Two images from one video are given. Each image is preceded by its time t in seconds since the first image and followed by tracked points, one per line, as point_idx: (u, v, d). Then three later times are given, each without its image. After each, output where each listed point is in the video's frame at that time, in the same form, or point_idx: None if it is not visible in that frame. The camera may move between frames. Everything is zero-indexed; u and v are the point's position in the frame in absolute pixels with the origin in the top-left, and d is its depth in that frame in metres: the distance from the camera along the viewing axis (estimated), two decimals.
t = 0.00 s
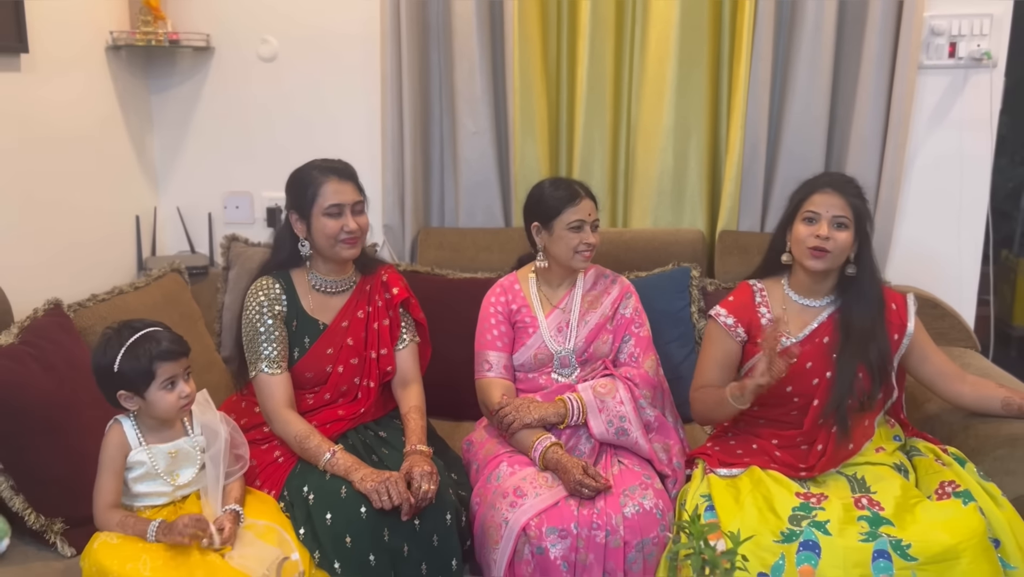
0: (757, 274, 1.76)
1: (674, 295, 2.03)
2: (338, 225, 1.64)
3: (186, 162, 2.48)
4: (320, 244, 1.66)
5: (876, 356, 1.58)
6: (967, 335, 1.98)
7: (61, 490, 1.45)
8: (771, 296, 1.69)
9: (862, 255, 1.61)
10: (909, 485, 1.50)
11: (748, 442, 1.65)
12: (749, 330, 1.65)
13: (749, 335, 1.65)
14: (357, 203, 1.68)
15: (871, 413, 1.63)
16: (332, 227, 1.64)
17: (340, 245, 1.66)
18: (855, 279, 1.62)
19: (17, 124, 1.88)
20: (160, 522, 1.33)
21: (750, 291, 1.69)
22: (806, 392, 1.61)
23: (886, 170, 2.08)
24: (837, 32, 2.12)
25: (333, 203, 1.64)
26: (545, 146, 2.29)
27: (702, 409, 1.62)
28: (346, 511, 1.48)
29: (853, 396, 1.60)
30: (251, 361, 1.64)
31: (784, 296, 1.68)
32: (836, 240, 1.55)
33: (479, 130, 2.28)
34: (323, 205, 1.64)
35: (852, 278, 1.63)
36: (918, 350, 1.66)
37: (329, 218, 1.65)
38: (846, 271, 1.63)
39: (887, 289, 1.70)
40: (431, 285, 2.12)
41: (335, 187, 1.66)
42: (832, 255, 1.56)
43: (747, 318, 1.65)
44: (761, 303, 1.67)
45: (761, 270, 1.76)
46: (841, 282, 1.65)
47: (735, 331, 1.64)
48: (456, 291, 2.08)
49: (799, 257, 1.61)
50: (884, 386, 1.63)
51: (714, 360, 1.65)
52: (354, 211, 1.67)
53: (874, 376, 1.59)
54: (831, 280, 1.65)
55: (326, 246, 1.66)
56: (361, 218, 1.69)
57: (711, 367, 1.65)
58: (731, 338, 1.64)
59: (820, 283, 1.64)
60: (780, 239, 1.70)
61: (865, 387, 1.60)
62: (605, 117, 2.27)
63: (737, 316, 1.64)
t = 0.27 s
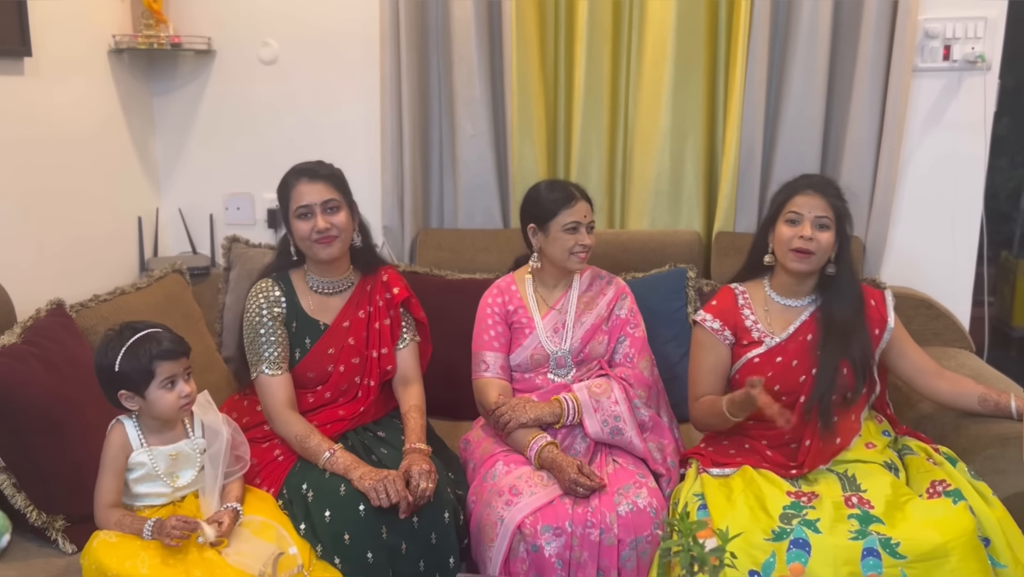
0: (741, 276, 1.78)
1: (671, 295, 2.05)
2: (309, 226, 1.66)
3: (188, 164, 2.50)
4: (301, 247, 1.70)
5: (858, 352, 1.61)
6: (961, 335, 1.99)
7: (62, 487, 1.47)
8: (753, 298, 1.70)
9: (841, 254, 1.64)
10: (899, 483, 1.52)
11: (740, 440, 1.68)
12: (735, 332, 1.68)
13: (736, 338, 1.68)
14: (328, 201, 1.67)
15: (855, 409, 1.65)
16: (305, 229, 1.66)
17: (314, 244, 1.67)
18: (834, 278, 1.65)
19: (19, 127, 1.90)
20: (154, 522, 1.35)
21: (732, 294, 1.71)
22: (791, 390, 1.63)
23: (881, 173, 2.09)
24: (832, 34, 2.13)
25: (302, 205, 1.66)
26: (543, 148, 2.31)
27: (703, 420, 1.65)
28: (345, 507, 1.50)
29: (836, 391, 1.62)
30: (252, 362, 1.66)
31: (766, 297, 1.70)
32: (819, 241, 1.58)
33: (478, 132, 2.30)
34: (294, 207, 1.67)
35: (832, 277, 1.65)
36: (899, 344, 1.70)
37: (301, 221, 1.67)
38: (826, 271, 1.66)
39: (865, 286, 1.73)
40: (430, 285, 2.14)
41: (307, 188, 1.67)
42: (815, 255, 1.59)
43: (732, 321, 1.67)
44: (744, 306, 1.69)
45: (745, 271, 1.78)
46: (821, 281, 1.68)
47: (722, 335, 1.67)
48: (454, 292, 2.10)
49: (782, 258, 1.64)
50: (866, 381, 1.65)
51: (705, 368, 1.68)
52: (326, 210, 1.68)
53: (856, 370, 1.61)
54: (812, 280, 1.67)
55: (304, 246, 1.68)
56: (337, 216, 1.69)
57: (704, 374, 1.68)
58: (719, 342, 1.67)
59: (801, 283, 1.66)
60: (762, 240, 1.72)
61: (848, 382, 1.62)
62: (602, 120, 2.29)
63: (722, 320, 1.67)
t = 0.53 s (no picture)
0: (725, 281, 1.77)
1: (665, 297, 2.04)
2: (301, 227, 1.65)
3: (183, 165, 2.51)
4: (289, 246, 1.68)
5: (843, 350, 1.60)
6: (957, 339, 1.98)
7: (49, 488, 1.48)
8: (740, 302, 1.70)
9: (823, 255, 1.63)
10: (889, 488, 1.50)
11: (730, 444, 1.67)
12: (721, 335, 1.67)
13: (722, 340, 1.66)
14: (320, 202, 1.67)
15: (844, 412, 1.63)
16: (296, 229, 1.65)
17: (306, 246, 1.66)
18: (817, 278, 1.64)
19: (13, 128, 1.91)
20: (144, 523, 1.36)
21: (720, 297, 1.70)
22: (778, 392, 1.62)
23: (877, 176, 2.08)
24: (828, 35, 2.12)
25: (296, 204, 1.66)
26: (537, 149, 2.30)
27: (685, 416, 1.63)
28: (332, 510, 1.49)
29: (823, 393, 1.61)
30: (237, 364, 1.66)
31: (753, 301, 1.70)
32: (801, 246, 1.56)
33: (472, 133, 2.29)
34: (287, 207, 1.66)
35: (815, 276, 1.65)
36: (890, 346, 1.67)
37: (293, 221, 1.66)
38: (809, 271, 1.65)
39: (854, 288, 1.72)
40: (423, 286, 2.13)
41: (298, 189, 1.67)
42: (799, 261, 1.58)
43: (718, 323, 1.67)
44: (731, 308, 1.68)
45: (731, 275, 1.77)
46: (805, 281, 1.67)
47: (707, 337, 1.66)
48: (447, 294, 2.10)
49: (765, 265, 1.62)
50: (853, 383, 1.64)
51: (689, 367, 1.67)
52: (318, 211, 1.67)
53: (843, 370, 1.61)
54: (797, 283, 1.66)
55: (294, 247, 1.67)
56: (328, 218, 1.68)
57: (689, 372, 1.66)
58: (705, 344, 1.66)
59: (787, 287, 1.66)
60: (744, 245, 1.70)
61: (835, 382, 1.61)
62: (596, 121, 2.28)
63: (708, 323, 1.66)
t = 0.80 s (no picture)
0: (734, 286, 1.74)
1: (672, 301, 2.01)
2: (301, 226, 1.65)
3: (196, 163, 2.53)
4: (288, 245, 1.69)
5: (854, 356, 1.56)
6: (973, 347, 1.93)
7: (48, 481, 1.49)
8: (749, 305, 1.66)
9: (833, 259, 1.59)
10: (893, 499, 1.47)
11: (732, 451, 1.63)
12: (729, 341, 1.63)
13: (729, 347, 1.63)
14: (320, 202, 1.67)
15: (850, 422, 1.60)
16: (296, 229, 1.65)
17: (306, 246, 1.67)
18: (827, 281, 1.60)
19: (26, 126, 1.93)
20: (138, 519, 1.37)
21: (729, 301, 1.67)
22: (787, 400, 1.58)
23: (892, 180, 2.04)
24: (843, 35, 2.07)
25: (296, 203, 1.66)
26: (547, 150, 2.28)
27: (692, 422, 1.60)
28: (326, 509, 1.49)
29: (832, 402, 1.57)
30: (234, 362, 1.67)
31: (763, 307, 1.66)
32: (808, 249, 1.53)
33: (481, 134, 2.28)
34: (287, 206, 1.66)
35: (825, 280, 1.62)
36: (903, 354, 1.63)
37: (293, 220, 1.67)
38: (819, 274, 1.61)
39: (867, 295, 1.67)
40: (428, 287, 2.13)
41: (299, 187, 1.67)
42: (807, 264, 1.54)
43: (727, 328, 1.63)
44: (739, 314, 1.64)
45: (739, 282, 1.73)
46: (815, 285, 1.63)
47: (715, 343, 1.62)
48: (452, 294, 2.09)
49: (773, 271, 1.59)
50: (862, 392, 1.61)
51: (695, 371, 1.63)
52: (318, 210, 1.67)
53: (852, 377, 1.57)
54: (807, 287, 1.62)
55: (294, 246, 1.68)
56: (328, 217, 1.69)
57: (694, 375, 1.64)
58: (712, 350, 1.62)
59: (797, 292, 1.62)
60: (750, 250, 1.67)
61: (844, 391, 1.58)
62: (606, 121, 2.26)
63: (716, 328, 1.62)
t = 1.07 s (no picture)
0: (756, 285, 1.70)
1: (690, 302, 1.99)
2: (315, 222, 1.68)
3: (221, 159, 2.57)
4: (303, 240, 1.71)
5: (879, 360, 1.53)
6: (1002, 353, 1.87)
7: (65, 468, 1.54)
8: (773, 306, 1.63)
9: (860, 259, 1.56)
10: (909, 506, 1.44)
11: (746, 455, 1.61)
12: (751, 342, 1.59)
13: (751, 348, 1.59)
14: (334, 197, 1.69)
15: (873, 428, 1.56)
16: (311, 225, 1.67)
17: (320, 241, 1.69)
18: (855, 281, 1.57)
19: (54, 121, 1.99)
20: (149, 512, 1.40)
21: (752, 300, 1.63)
22: (808, 404, 1.55)
23: (919, 181, 1.99)
24: (870, 32, 2.03)
25: (310, 199, 1.68)
26: (567, 148, 2.28)
27: (709, 422, 1.58)
28: (334, 502, 1.51)
29: (855, 407, 1.53)
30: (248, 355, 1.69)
31: (787, 308, 1.62)
32: (835, 249, 1.50)
33: (501, 131, 2.28)
34: (301, 202, 1.68)
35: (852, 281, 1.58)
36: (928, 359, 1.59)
37: (307, 215, 1.69)
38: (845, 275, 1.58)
39: (894, 299, 1.63)
40: (446, 284, 2.13)
41: (313, 183, 1.69)
42: (834, 265, 1.51)
43: (749, 329, 1.59)
44: (762, 314, 1.61)
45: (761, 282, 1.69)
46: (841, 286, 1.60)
47: (736, 343, 1.58)
48: (469, 292, 2.10)
49: (799, 273, 1.56)
50: (887, 398, 1.57)
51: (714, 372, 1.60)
52: (332, 207, 1.69)
53: (876, 381, 1.53)
54: (833, 288, 1.59)
55: (308, 241, 1.70)
56: (342, 213, 1.71)
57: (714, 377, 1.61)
58: (732, 350, 1.59)
59: (823, 293, 1.59)
60: (772, 250, 1.64)
61: (867, 396, 1.54)
62: (627, 119, 2.24)
63: (738, 328, 1.59)
